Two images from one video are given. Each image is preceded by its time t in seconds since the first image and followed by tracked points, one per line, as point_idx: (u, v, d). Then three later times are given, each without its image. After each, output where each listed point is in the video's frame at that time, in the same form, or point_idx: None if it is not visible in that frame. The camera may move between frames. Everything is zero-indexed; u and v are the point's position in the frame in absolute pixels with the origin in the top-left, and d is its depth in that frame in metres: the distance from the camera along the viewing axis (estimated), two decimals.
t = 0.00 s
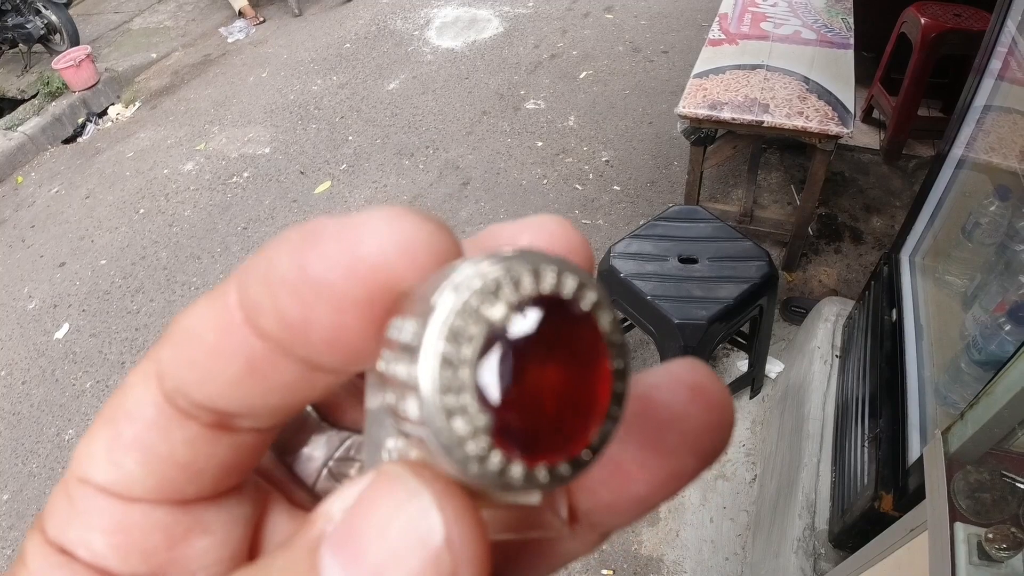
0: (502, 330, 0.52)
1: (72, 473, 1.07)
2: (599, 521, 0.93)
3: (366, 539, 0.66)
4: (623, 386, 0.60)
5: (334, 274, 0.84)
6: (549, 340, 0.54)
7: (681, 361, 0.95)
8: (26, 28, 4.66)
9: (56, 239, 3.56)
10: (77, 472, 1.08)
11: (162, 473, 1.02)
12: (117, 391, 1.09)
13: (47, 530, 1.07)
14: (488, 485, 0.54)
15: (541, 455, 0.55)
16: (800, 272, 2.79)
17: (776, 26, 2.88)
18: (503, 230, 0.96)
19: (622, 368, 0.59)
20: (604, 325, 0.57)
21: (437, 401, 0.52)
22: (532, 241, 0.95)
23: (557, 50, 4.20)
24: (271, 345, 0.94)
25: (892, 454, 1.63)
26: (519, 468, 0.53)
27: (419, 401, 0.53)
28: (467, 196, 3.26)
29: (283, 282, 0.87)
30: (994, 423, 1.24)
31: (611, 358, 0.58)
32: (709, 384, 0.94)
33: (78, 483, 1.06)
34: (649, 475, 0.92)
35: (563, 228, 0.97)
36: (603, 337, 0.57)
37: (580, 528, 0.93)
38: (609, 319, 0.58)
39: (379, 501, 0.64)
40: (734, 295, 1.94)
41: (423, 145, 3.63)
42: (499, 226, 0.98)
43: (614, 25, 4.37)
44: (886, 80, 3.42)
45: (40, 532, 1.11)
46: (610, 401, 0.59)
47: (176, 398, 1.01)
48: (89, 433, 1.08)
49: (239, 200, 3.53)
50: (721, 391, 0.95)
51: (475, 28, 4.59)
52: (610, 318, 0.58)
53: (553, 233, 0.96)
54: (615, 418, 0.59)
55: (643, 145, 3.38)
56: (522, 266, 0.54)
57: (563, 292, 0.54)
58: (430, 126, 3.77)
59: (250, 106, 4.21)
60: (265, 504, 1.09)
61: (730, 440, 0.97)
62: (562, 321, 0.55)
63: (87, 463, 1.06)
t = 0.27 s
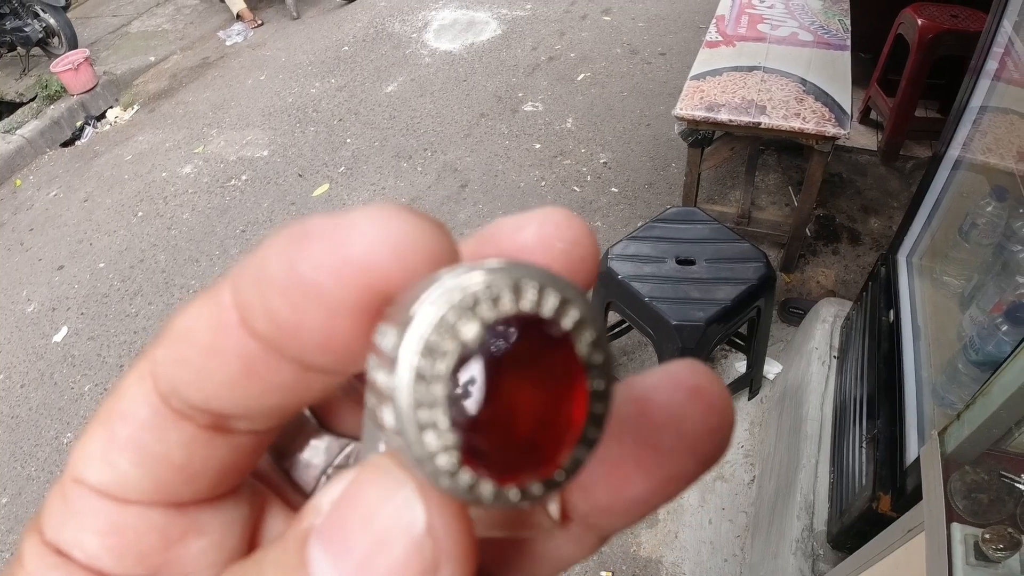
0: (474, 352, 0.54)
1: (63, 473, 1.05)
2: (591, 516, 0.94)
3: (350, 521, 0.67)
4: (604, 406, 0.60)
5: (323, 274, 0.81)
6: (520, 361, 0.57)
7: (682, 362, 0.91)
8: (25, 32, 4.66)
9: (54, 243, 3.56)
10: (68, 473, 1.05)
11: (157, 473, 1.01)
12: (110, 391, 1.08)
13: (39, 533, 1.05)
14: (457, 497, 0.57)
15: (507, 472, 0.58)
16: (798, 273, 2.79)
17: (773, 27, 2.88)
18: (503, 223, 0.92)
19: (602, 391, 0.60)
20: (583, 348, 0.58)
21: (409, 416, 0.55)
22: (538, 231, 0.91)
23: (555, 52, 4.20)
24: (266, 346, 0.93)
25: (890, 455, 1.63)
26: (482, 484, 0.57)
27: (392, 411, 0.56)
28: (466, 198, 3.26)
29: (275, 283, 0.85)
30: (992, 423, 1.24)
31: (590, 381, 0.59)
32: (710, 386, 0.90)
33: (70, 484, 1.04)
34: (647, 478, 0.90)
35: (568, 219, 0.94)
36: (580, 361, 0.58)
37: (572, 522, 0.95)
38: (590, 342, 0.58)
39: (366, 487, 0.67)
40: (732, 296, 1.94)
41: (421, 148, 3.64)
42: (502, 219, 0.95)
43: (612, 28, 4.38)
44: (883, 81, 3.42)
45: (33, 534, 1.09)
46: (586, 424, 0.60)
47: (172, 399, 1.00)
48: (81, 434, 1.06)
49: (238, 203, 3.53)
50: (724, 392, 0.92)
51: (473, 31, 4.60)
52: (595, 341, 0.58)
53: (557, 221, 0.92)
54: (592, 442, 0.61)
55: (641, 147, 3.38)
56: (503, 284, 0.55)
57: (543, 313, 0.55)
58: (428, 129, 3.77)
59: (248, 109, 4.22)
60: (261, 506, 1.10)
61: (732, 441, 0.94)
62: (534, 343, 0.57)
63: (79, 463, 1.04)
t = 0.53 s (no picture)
0: (434, 339, 0.58)
1: (65, 480, 1.08)
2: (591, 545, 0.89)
3: (330, 518, 0.73)
4: (567, 411, 0.61)
5: (332, 266, 0.86)
6: (478, 356, 0.59)
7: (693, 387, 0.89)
8: (21, 34, 4.66)
9: (52, 246, 3.55)
10: (70, 479, 1.08)
11: (156, 479, 1.03)
12: (111, 397, 1.10)
13: (39, 539, 1.07)
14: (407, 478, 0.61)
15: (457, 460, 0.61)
16: (795, 273, 2.79)
17: (769, 27, 2.89)
18: (528, 236, 0.94)
19: (564, 395, 0.61)
20: (546, 349, 0.59)
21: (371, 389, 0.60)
22: (565, 243, 0.93)
23: (552, 53, 4.20)
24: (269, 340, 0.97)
25: (888, 455, 1.63)
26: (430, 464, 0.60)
27: (358, 382, 0.61)
28: (463, 199, 3.26)
29: (282, 274, 0.90)
30: (990, 422, 1.24)
31: (551, 383, 0.60)
32: (721, 413, 0.88)
33: (72, 490, 1.06)
34: (654, 508, 0.86)
35: (593, 232, 0.97)
36: (541, 361, 0.60)
37: (574, 554, 0.90)
38: (555, 343, 0.59)
39: (345, 484, 0.74)
40: (729, 296, 1.94)
41: (418, 149, 3.64)
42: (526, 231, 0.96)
43: (609, 28, 4.38)
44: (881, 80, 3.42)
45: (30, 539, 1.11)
46: (541, 424, 0.61)
47: (171, 403, 1.02)
48: (82, 440, 1.09)
49: (235, 205, 3.53)
50: (737, 420, 0.89)
51: (470, 31, 4.59)
52: (565, 343, 0.59)
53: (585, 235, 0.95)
54: (547, 447, 0.62)
55: (639, 147, 3.38)
56: (478, 270, 0.59)
57: (511, 305, 0.58)
58: (425, 129, 3.77)
59: (245, 111, 4.21)
60: (261, 512, 1.09)
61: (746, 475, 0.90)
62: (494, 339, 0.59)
63: (80, 469, 1.07)
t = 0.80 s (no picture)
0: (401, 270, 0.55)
1: (81, 475, 1.12)
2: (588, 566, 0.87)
3: (307, 504, 0.73)
4: (531, 364, 0.52)
5: (350, 252, 0.93)
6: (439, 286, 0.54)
7: (702, 411, 0.87)
8: (19, 36, 4.66)
9: (50, 247, 3.55)
10: (85, 475, 1.13)
11: (170, 473, 1.07)
12: (129, 394, 1.15)
13: (51, 537, 1.11)
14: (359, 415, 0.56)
15: (407, 399, 0.54)
16: (794, 272, 2.79)
17: (767, 26, 2.89)
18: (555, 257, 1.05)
19: (528, 347, 0.52)
20: (510, 290, 0.53)
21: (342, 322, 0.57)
22: (586, 266, 1.05)
23: (550, 53, 4.20)
24: (283, 327, 1.01)
25: (887, 454, 1.63)
26: (382, 399, 0.54)
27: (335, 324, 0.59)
28: (462, 199, 3.26)
29: (298, 258, 0.96)
30: (988, 421, 1.24)
31: (514, 329, 0.53)
32: (731, 440, 0.85)
33: (87, 485, 1.11)
34: (656, 538, 0.84)
35: (614, 254, 1.09)
36: (506, 302, 0.53)
37: None
38: (522, 289, 0.53)
39: (317, 469, 0.73)
40: (728, 295, 1.94)
41: (416, 149, 3.64)
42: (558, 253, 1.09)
43: (607, 28, 4.38)
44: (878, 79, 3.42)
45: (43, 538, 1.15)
46: (498, 375, 0.52)
47: (188, 395, 1.07)
48: (99, 437, 1.14)
49: (233, 207, 3.53)
50: (749, 448, 0.86)
51: (468, 32, 4.59)
52: (536, 292, 0.54)
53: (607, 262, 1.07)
54: (504, 397, 0.52)
55: (637, 147, 3.38)
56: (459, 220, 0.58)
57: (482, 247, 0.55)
58: (423, 130, 3.77)
59: (244, 112, 4.21)
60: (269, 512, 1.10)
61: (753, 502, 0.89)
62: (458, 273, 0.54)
63: (95, 465, 1.11)
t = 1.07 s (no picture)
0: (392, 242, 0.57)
1: (85, 477, 1.13)
2: None
3: (293, 497, 0.74)
4: (511, 346, 0.52)
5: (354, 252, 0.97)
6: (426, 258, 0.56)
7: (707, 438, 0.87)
8: (17, 37, 4.65)
9: (49, 248, 3.55)
10: (89, 477, 1.14)
11: (176, 472, 1.08)
12: (135, 395, 1.17)
13: (53, 538, 1.11)
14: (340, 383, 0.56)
15: (385, 367, 0.54)
16: (793, 270, 2.79)
17: (766, 25, 2.89)
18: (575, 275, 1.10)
19: (509, 325, 0.52)
20: (493, 268, 0.54)
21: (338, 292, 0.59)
22: (601, 288, 1.08)
23: (548, 52, 4.20)
24: (290, 326, 1.05)
25: (887, 452, 1.63)
26: (361, 365, 0.54)
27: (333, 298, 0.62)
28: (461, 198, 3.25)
29: (307, 255, 1.01)
30: (988, 419, 1.23)
31: (496, 306, 0.53)
32: (734, 469, 0.86)
33: (91, 486, 1.12)
34: (654, 563, 0.85)
35: (633, 276, 1.12)
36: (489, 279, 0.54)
37: None
38: (508, 269, 0.54)
39: (302, 462, 0.74)
40: (727, 294, 1.94)
41: (415, 149, 3.64)
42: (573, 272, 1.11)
43: (605, 26, 4.38)
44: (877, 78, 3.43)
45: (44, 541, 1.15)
46: (475, 350, 0.52)
47: (193, 393, 1.09)
48: (104, 438, 1.15)
49: (232, 207, 3.53)
50: (752, 476, 0.87)
51: (466, 31, 4.59)
52: (525, 276, 0.54)
53: (624, 281, 1.10)
54: (478, 372, 0.51)
55: (636, 146, 3.38)
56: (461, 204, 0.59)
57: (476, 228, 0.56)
58: (422, 129, 3.77)
59: (242, 112, 4.21)
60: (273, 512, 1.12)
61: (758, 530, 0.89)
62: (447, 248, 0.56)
63: (100, 466, 1.13)
